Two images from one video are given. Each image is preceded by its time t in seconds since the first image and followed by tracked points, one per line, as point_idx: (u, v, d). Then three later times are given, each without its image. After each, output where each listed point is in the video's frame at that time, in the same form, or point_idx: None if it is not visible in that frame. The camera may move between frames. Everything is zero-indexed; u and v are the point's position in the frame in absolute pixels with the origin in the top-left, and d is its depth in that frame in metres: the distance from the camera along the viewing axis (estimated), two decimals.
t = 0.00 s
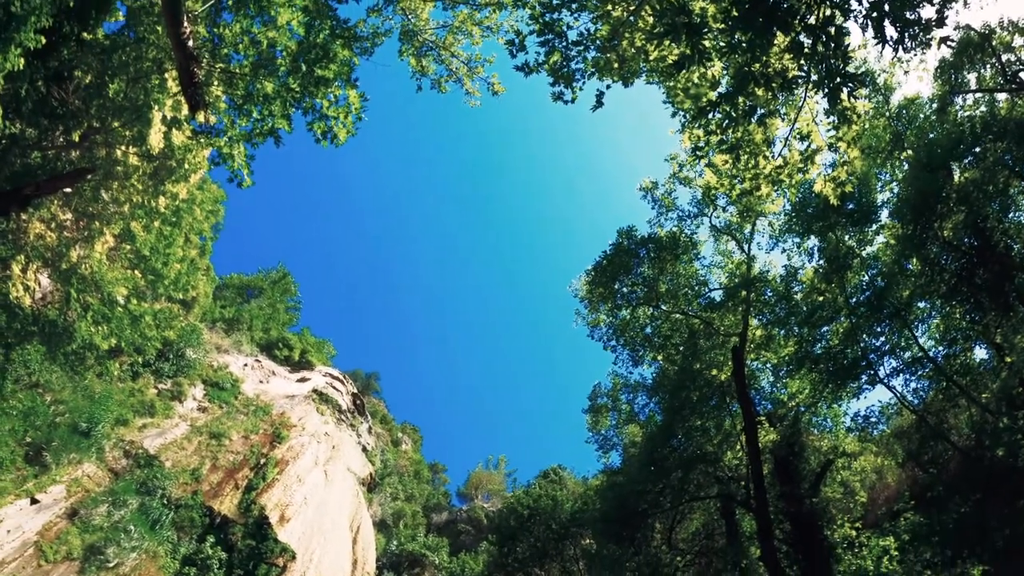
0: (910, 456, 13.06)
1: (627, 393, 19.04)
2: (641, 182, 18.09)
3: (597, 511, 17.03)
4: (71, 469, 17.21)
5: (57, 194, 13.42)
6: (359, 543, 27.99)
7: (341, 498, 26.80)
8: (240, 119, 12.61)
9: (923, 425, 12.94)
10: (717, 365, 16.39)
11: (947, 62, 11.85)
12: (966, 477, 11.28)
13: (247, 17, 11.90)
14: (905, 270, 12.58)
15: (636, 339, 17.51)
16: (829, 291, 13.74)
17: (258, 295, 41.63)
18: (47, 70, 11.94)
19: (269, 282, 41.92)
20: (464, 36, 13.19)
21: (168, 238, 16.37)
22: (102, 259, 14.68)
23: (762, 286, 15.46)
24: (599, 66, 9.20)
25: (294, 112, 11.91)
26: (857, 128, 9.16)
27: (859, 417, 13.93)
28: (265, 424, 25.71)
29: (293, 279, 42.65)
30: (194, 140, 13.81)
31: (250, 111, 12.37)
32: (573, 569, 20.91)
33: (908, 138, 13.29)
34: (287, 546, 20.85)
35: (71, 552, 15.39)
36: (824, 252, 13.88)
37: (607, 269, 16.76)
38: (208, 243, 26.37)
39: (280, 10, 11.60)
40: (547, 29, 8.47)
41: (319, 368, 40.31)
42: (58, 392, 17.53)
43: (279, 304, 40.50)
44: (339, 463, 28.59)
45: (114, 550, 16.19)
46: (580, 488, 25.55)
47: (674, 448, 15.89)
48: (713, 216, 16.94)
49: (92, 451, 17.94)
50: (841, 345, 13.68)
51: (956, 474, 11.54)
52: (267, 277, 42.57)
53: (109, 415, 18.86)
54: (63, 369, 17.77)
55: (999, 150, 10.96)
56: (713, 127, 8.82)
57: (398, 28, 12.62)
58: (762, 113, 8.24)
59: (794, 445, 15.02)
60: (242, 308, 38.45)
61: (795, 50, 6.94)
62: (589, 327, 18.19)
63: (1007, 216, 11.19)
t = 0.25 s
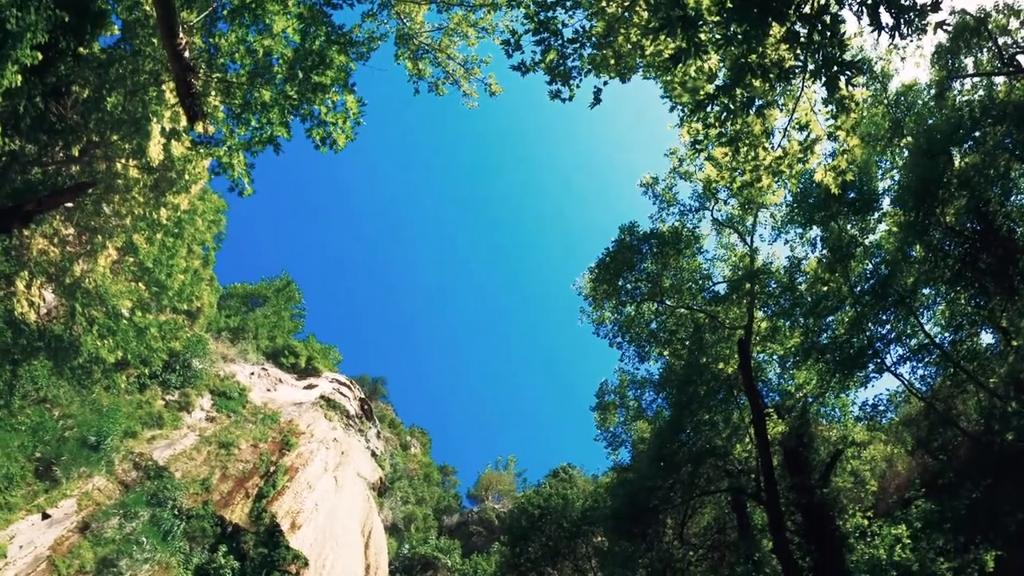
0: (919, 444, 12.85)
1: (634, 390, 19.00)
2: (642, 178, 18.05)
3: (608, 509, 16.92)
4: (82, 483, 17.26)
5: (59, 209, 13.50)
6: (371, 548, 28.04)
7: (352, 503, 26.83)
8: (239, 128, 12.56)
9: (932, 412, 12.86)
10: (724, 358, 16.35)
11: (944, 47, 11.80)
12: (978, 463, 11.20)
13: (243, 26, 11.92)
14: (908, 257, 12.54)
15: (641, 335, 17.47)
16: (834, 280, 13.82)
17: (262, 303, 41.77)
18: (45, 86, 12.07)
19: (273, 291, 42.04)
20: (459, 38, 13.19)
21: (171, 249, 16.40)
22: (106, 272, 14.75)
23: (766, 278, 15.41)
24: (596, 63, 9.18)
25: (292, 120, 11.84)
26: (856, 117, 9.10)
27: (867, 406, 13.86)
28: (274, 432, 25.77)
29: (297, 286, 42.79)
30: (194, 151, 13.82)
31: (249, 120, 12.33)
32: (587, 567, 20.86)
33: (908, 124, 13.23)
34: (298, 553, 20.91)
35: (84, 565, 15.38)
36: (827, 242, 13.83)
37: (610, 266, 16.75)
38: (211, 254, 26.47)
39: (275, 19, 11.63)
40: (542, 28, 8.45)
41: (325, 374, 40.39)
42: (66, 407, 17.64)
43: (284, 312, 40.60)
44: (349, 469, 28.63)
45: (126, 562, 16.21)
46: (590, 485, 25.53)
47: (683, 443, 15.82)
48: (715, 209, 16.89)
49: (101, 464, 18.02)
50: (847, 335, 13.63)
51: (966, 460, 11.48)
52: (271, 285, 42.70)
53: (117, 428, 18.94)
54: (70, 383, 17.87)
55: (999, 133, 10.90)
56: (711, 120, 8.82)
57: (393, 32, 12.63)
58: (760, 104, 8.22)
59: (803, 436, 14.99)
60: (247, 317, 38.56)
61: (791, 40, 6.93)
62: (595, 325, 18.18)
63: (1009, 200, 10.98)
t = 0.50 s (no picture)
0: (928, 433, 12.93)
1: (641, 387, 18.97)
2: (642, 174, 18.02)
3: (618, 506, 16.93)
4: (92, 495, 17.36)
5: (61, 223, 13.57)
6: (382, 553, 28.09)
7: (362, 507, 26.85)
8: (238, 137, 12.60)
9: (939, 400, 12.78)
10: (729, 353, 16.32)
11: (941, 34, 11.73)
12: (988, 450, 11.13)
13: (239, 35, 11.88)
14: (911, 245, 12.44)
15: (646, 332, 17.44)
16: (837, 271, 13.79)
17: (267, 312, 41.89)
18: (43, 100, 12.19)
19: (276, 298, 42.13)
20: (455, 40, 13.18)
21: (174, 260, 16.44)
22: (109, 284, 14.74)
23: (769, 271, 15.37)
24: (592, 60, 9.18)
25: (291, 126, 11.89)
26: (854, 107, 9.08)
27: (874, 396, 13.80)
28: (282, 439, 25.80)
29: (301, 294, 42.90)
30: (194, 161, 13.80)
31: (248, 128, 12.38)
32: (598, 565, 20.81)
33: (907, 113, 13.16)
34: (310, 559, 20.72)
35: None
36: (830, 233, 13.79)
37: (613, 264, 16.74)
38: (214, 263, 26.55)
39: (270, 26, 11.62)
40: (538, 27, 8.44)
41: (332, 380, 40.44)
42: (74, 420, 17.82)
43: (288, 319, 40.70)
44: (358, 474, 28.65)
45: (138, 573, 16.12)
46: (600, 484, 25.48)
47: (691, 439, 15.82)
48: (716, 203, 16.85)
49: (110, 477, 18.10)
50: (852, 325, 13.53)
51: (976, 448, 11.36)
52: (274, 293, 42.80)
53: (125, 439, 19.03)
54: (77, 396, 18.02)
55: (998, 119, 10.84)
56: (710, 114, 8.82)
57: (389, 37, 12.63)
58: (758, 97, 8.18)
59: (811, 428, 15.05)
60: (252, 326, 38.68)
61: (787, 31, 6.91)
62: (599, 323, 18.15)
63: (1011, 184, 10.89)
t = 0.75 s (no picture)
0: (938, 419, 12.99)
1: (649, 382, 18.93)
2: (642, 170, 17.98)
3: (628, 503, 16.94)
4: (104, 510, 17.54)
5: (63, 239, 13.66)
6: (396, 558, 28.13)
7: (374, 513, 26.89)
8: (237, 147, 12.58)
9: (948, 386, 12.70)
10: (737, 346, 16.18)
11: (936, 19, 11.65)
12: (999, 434, 11.08)
13: (235, 46, 11.88)
14: (914, 232, 12.37)
15: (652, 328, 17.40)
16: (841, 260, 13.76)
17: (272, 321, 42.00)
18: (42, 118, 12.31)
19: (281, 307, 42.24)
20: (451, 43, 13.17)
21: (178, 273, 16.50)
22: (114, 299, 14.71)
23: (773, 263, 15.34)
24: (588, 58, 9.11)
25: (289, 135, 11.82)
26: (852, 95, 9.04)
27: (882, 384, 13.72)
28: (291, 448, 25.86)
29: (305, 302, 43.03)
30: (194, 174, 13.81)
31: (247, 138, 12.36)
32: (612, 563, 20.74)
33: (904, 100, 13.12)
34: (323, 567, 20.87)
35: None
36: (832, 222, 13.75)
37: (616, 261, 16.73)
38: (217, 274, 26.64)
39: (265, 36, 11.60)
40: (533, 27, 8.43)
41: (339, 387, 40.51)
42: (83, 435, 17.90)
43: (294, 328, 40.82)
44: (369, 480, 28.68)
45: None
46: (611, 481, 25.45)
47: (701, 433, 15.75)
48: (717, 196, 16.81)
49: (122, 491, 18.22)
50: (858, 314, 13.42)
51: (986, 431, 11.40)
52: (279, 302, 42.92)
53: (135, 453, 19.13)
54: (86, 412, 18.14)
55: (997, 102, 10.76)
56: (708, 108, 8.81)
57: (385, 42, 12.62)
58: (756, 89, 8.14)
59: (820, 418, 14.86)
60: (258, 336, 38.80)
61: (783, 21, 6.89)
62: (605, 320, 18.11)
63: (1012, 166, 10.88)
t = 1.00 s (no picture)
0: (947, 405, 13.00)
1: (656, 379, 18.90)
2: (642, 166, 17.97)
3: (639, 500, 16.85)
4: (115, 522, 17.71)
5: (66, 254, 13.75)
6: (408, 563, 28.12)
7: (385, 517, 26.91)
8: (237, 156, 12.57)
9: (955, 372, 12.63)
10: (742, 339, 16.16)
11: (930, 5, 11.45)
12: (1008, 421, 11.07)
13: (231, 55, 11.82)
14: (917, 220, 12.20)
15: (657, 324, 17.39)
16: (844, 250, 13.65)
17: (277, 329, 42.15)
18: (41, 134, 12.49)
19: (286, 315, 42.37)
20: (447, 46, 13.17)
21: (182, 284, 16.48)
22: (119, 312, 14.82)
23: (776, 255, 15.32)
24: (584, 56, 9.03)
25: (289, 143, 11.85)
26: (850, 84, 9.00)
27: (890, 373, 13.66)
28: (301, 455, 25.91)
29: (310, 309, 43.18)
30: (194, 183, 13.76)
31: (246, 147, 12.35)
32: (625, 561, 20.68)
33: (903, 87, 12.97)
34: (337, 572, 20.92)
35: None
36: (834, 212, 13.72)
37: (619, 258, 16.74)
38: (221, 284, 26.75)
39: (261, 44, 11.59)
40: (528, 27, 8.43)
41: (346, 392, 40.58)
42: (92, 448, 18.03)
43: (299, 335, 40.99)
44: (378, 484, 28.70)
45: None
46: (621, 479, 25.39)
47: (709, 428, 15.67)
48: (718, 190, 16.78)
49: (132, 502, 18.33)
50: (863, 304, 13.32)
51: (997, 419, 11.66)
52: (284, 310, 43.06)
53: (145, 465, 19.22)
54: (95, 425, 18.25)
55: (995, 87, 10.71)
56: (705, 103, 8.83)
57: (381, 47, 12.62)
58: (753, 81, 8.13)
59: (828, 410, 14.90)
60: (263, 344, 38.94)
61: (777, 13, 6.87)
62: (610, 318, 18.10)
63: (1013, 151, 10.84)
